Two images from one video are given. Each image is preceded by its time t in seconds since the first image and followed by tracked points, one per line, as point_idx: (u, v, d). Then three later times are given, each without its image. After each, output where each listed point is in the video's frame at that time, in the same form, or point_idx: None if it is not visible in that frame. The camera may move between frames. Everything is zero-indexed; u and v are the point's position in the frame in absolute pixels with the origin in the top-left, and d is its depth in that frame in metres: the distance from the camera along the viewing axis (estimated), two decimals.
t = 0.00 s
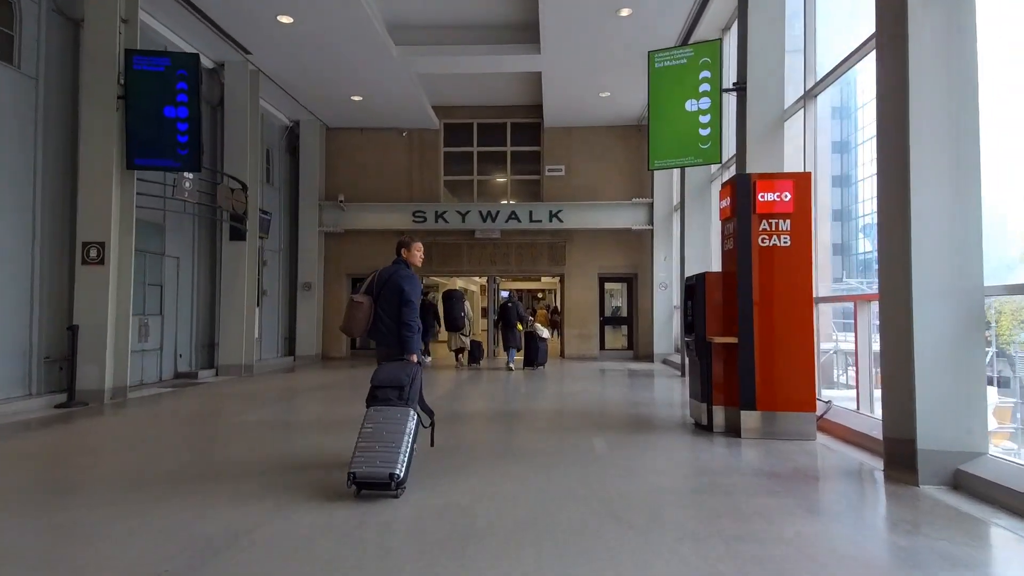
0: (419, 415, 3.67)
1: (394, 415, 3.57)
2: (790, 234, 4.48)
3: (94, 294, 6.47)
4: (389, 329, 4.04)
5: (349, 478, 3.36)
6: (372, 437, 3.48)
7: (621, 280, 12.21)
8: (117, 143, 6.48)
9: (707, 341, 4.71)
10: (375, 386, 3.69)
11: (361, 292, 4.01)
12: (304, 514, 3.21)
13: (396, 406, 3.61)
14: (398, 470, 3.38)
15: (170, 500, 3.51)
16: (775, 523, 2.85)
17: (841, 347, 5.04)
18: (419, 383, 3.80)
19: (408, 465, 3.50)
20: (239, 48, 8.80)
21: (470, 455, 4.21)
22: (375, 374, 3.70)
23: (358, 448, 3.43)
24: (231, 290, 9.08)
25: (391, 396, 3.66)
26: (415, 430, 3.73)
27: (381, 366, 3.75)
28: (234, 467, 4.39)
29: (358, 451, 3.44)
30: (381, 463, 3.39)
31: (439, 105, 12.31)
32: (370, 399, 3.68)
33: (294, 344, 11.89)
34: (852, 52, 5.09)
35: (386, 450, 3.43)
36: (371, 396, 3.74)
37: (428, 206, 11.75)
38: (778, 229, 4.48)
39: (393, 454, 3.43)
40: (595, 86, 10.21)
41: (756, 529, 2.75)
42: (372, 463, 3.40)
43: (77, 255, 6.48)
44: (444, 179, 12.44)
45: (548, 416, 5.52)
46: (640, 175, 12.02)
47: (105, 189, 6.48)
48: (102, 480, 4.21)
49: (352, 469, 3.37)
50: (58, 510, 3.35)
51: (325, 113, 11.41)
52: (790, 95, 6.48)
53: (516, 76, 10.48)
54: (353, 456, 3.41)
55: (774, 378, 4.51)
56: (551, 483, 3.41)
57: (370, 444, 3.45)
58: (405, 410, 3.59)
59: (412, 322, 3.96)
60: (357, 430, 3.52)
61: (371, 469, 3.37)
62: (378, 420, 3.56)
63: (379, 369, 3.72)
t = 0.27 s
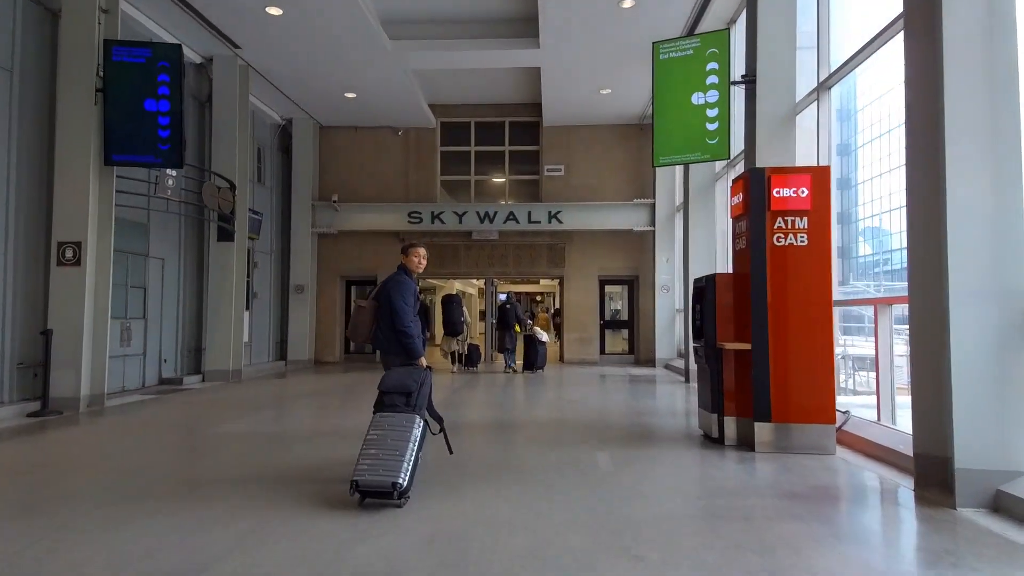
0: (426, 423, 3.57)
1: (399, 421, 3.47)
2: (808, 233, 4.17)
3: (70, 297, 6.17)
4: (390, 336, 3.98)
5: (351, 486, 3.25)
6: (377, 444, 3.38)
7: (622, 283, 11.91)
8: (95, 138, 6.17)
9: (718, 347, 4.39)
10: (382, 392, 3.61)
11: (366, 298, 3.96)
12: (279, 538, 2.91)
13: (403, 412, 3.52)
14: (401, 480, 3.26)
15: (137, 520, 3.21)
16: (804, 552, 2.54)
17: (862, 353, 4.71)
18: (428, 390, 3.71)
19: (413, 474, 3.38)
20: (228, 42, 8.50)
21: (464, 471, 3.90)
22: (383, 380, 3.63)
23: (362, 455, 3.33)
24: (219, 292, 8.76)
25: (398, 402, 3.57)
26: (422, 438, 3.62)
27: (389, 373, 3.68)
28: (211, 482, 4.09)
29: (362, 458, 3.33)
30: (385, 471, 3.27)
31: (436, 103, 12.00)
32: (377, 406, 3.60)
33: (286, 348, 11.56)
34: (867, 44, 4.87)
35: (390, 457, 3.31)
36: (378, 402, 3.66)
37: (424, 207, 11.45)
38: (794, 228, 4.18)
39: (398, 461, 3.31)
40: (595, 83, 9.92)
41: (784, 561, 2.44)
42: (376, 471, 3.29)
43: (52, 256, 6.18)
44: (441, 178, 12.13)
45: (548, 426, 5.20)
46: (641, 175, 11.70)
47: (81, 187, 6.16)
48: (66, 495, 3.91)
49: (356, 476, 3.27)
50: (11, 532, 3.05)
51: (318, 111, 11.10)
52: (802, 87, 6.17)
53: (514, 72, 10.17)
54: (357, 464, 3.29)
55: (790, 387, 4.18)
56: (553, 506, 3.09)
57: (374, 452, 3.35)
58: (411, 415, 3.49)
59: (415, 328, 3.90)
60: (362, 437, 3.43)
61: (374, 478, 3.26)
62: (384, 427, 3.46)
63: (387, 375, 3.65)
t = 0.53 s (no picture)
0: (422, 430, 3.51)
1: (396, 430, 3.37)
2: (824, 234, 3.91)
3: (48, 302, 5.91)
4: (392, 343, 3.92)
5: (353, 498, 3.13)
6: (376, 454, 3.28)
7: (623, 287, 11.64)
8: (75, 136, 5.91)
9: (728, 355, 4.11)
10: (375, 400, 3.50)
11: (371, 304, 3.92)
12: (251, 567, 2.64)
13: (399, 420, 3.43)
14: (405, 488, 3.18)
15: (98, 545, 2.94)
16: None
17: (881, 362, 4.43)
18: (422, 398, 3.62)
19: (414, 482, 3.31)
20: (218, 39, 8.25)
21: (457, 489, 3.63)
22: (376, 387, 3.53)
23: (361, 466, 3.22)
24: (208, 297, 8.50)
25: (393, 410, 3.47)
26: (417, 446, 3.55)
27: (381, 380, 3.58)
28: (187, 498, 3.82)
29: (361, 470, 3.22)
30: (387, 481, 3.17)
31: (433, 104, 11.75)
32: (370, 414, 3.49)
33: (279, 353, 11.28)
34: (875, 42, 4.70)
35: (390, 467, 3.22)
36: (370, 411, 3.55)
37: (421, 209, 11.19)
38: (809, 228, 3.92)
39: (399, 471, 3.22)
40: (596, 82, 9.66)
41: None
42: (376, 482, 3.19)
43: (30, 259, 5.93)
44: (439, 180, 11.87)
45: (548, 438, 4.93)
46: (643, 176, 11.44)
47: (60, 188, 5.90)
48: (29, 514, 3.63)
49: (356, 489, 3.15)
50: None
51: (313, 111, 10.85)
52: (812, 83, 5.90)
53: (513, 71, 9.92)
54: (357, 474, 3.17)
55: (806, 398, 3.89)
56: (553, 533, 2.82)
57: (374, 462, 3.24)
58: (408, 424, 3.41)
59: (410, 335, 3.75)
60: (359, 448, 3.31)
61: (377, 488, 3.15)
62: (380, 437, 3.35)
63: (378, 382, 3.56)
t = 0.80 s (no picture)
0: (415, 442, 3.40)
1: (389, 439, 3.27)
2: (843, 236, 3.64)
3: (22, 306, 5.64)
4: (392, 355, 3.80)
5: (343, 509, 3.02)
6: (368, 464, 3.17)
7: (625, 292, 11.35)
8: (53, 133, 5.66)
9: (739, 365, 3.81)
10: (368, 411, 3.39)
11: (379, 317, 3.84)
12: None
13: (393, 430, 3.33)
14: (396, 500, 3.07)
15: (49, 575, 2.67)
16: None
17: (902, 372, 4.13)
18: (415, 409, 3.51)
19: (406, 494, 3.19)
20: (208, 36, 8.00)
21: (447, 512, 3.36)
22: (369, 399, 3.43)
23: (353, 477, 3.11)
24: (197, 301, 8.22)
25: (387, 421, 3.37)
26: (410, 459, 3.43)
27: (374, 392, 3.47)
28: (158, 515, 3.56)
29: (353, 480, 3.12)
30: (380, 491, 3.06)
31: (431, 104, 11.50)
32: (363, 426, 3.38)
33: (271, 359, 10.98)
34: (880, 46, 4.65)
35: (381, 477, 3.11)
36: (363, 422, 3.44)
37: (418, 212, 10.91)
38: (826, 229, 3.65)
39: (390, 481, 3.11)
40: (597, 82, 9.40)
41: None
42: (367, 492, 3.08)
43: (5, 261, 5.67)
44: (436, 182, 11.61)
45: (547, 453, 4.65)
46: (645, 179, 11.16)
47: (37, 188, 5.64)
48: None
49: (348, 499, 3.04)
50: None
51: (307, 111, 10.60)
52: (824, 79, 5.63)
53: (512, 70, 9.67)
54: (348, 485, 3.06)
55: (824, 412, 3.60)
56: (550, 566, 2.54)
57: (366, 472, 3.13)
58: (401, 433, 3.31)
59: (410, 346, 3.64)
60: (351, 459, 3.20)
61: (367, 500, 3.04)
62: (372, 447, 3.24)
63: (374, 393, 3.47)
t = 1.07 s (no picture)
0: (430, 450, 3.21)
1: (402, 447, 3.13)
2: (866, 236, 3.39)
3: None
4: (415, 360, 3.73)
5: (347, 516, 2.96)
6: (378, 470, 3.06)
7: (627, 296, 11.07)
8: (33, 129, 5.41)
9: (754, 375, 3.56)
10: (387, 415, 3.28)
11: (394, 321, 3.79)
12: None
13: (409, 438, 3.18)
14: (398, 512, 2.93)
15: None
16: None
17: (927, 382, 3.90)
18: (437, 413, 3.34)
19: (413, 505, 3.04)
20: (200, 33, 7.76)
21: (441, 535, 3.09)
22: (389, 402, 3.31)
23: (361, 482, 3.02)
24: (186, 306, 7.96)
25: (403, 426, 3.23)
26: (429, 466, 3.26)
27: (395, 395, 3.35)
28: (130, 535, 3.30)
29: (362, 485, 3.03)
30: (385, 502, 2.95)
31: (429, 105, 11.27)
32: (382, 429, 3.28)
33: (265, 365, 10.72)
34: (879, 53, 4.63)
35: (387, 486, 2.99)
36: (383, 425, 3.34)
37: (416, 214, 10.66)
38: (849, 228, 3.40)
39: (394, 491, 2.98)
40: (599, 81, 9.16)
41: None
42: (373, 501, 2.98)
43: None
44: (435, 185, 11.36)
45: (549, 467, 4.37)
46: (649, 181, 10.90)
47: (15, 189, 5.39)
48: None
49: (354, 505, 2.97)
50: None
51: (303, 112, 10.36)
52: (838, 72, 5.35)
53: (512, 69, 9.43)
54: (355, 491, 2.99)
55: (847, 425, 3.34)
56: None
57: (375, 479, 3.03)
58: (416, 442, 3.16)
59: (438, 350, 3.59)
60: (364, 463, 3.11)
61: (369, 509, 2.94)
62: (386, 453, 3.13)
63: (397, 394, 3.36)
